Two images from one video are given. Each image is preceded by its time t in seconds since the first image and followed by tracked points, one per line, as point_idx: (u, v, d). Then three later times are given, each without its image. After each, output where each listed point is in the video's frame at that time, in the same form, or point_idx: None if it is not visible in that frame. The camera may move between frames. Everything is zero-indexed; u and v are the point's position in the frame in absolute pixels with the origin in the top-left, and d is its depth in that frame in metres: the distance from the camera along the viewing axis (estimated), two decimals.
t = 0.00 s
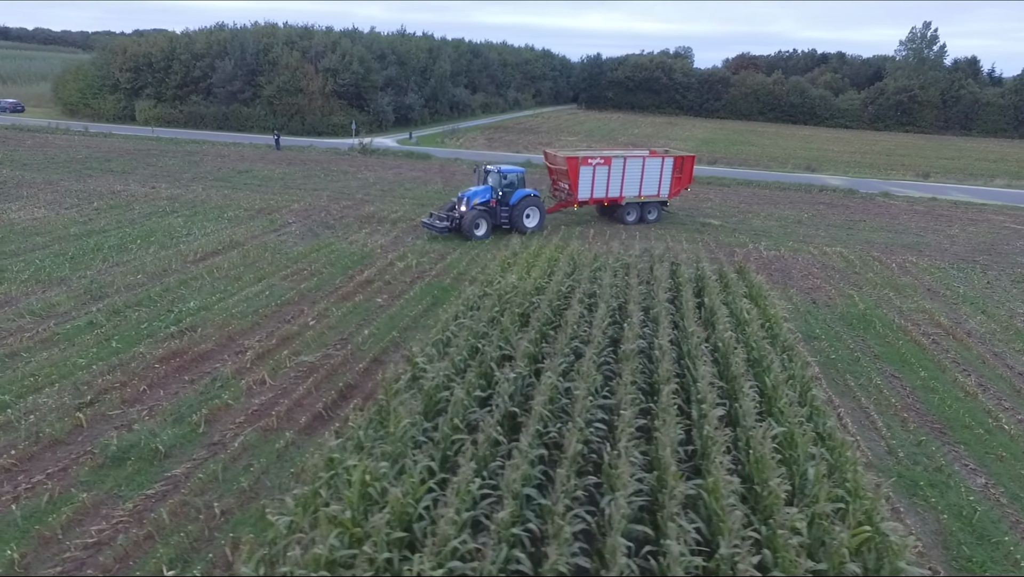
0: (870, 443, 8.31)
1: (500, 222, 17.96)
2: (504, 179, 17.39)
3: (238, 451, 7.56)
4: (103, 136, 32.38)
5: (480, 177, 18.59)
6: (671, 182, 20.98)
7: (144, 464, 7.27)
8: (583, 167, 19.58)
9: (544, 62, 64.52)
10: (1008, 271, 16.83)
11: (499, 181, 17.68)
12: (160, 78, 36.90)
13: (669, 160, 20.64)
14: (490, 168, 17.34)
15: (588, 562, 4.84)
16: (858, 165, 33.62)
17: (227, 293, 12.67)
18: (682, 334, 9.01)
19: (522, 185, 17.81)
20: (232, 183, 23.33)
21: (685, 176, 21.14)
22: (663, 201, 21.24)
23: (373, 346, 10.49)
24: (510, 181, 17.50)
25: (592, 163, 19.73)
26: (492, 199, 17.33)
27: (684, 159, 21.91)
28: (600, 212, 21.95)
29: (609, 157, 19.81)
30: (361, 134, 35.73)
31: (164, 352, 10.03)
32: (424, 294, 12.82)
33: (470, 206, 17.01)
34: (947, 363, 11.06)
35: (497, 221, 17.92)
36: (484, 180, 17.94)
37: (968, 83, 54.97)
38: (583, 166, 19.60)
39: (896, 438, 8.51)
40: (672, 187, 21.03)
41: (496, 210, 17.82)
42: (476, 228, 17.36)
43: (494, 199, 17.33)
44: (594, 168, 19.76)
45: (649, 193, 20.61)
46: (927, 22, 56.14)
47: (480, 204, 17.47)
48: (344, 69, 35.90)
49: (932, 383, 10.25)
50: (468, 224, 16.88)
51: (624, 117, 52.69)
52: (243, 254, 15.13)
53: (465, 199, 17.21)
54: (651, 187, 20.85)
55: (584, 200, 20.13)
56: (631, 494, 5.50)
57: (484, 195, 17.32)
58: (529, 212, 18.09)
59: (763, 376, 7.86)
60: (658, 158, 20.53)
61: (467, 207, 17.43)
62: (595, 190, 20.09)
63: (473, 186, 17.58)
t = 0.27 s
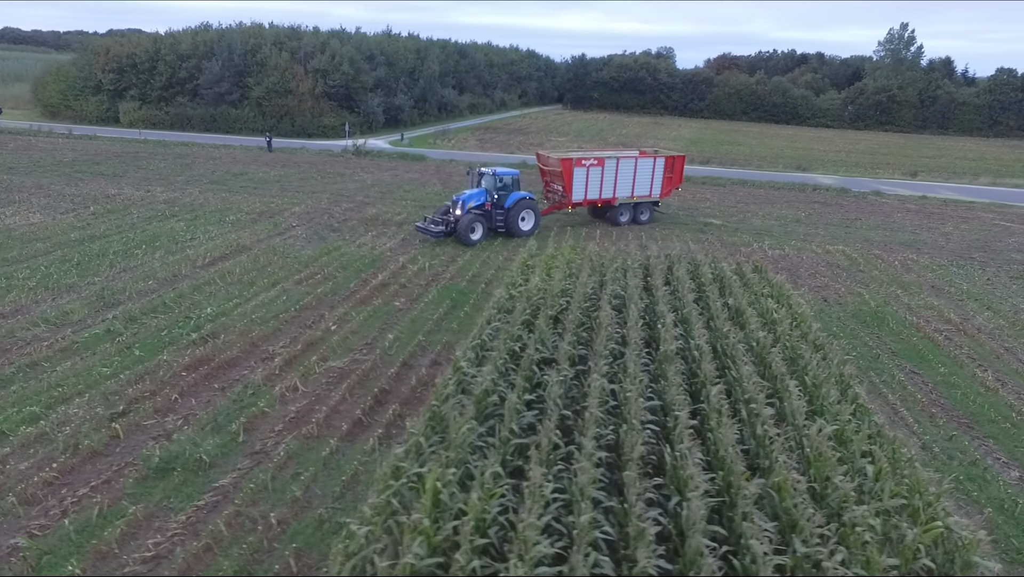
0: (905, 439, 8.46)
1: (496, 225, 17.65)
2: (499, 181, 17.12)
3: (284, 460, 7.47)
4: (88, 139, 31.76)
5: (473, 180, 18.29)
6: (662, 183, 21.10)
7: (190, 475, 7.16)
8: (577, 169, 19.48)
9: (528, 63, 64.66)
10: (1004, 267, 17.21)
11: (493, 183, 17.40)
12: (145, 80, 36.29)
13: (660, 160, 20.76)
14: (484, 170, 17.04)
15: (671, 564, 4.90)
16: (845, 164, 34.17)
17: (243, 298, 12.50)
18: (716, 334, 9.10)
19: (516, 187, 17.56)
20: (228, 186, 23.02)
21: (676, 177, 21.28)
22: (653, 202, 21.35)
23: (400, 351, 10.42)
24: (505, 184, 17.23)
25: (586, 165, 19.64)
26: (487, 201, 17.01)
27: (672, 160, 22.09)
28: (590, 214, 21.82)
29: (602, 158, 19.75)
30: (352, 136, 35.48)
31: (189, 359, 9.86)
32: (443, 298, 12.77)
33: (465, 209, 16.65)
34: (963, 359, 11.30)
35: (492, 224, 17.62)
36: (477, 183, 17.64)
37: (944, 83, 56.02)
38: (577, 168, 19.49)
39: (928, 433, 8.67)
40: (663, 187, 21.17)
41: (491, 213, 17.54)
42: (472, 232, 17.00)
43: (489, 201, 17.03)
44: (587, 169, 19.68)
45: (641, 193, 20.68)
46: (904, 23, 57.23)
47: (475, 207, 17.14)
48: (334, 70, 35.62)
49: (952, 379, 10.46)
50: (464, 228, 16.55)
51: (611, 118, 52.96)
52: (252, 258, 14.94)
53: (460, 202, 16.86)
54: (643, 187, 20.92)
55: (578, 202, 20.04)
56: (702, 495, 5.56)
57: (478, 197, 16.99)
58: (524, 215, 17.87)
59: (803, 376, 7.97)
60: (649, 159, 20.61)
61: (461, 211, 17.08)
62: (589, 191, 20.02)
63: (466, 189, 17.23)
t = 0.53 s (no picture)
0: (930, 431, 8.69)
1: (487, 229, 17.46)
2: (490, 184, 16.95)
3: (329, 467, 7.41)
4: (67, 142, 31.01)
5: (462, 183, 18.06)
6: (649, 183, 21.31)
7: (236, 484, 7.07)
8: (567, 171, 19.55)
9: (508, 63, 64.74)
10: (993, 262, 17.74)
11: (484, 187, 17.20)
12: (122, 81, 35.54)
13: (647, 161, 20.98)
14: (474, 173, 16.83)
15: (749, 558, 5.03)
16: (826, 163, 34.86)
17: (255, 303, 12.34)
18: (744, 333, 9.27)
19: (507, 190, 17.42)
20: (219, 190, 22.66)
21: (662, 177, 21.53)
22: (640, 202, 21.54)
23: (425, 355, 10.41)
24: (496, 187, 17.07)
25: (575, 166, 19.74)
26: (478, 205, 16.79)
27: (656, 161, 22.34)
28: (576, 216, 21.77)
29: (590, 160, 19.87)
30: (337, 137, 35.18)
31: (212, 367, 9.71)
32: (457, 300, 12.77)
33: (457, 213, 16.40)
34: (970, 352, 11.64)
35: (483, 228, 17.42)
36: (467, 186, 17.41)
37: (914, 82, 57.33)
38: (567, 169, 19.57)
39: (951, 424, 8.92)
40: (650, 188, 21.38)
41: (482, 217, 17.34)
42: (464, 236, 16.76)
43: (480, 205, 16.82)
44: (577, 171, 19.78)
45: (629, 194, 20.85)
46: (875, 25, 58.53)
47: (466, 211, 16.90)
48: (318, 71, 35.29)
49: (963, 371, 10.77)
50: (458, 233, 16.29)
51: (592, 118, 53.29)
52: (258, 263, 14.75)
53: (451, 206, 16.59)
54: (630, 189, 21.09)
55: (567, 204, 20.11)
56: (766, 490, 5.70)
57: (469, 201, 16.76)
58: (515, 217, 17.75)
59: (835, 372, 8.17)
60: (636, 160, 20.82)
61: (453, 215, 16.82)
62: (578, 193, 20.10)
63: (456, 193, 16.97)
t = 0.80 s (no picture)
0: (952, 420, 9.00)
1: (480, 233, 17.14)
2: (482, 186, 16.65)
3: (378, 470, 7.42)
4: (46, 145, 30.26)
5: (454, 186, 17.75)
6: (635, 184, 21.46)
7: (288, 489, 7.05)
8: (556, 172, 19.54)
9: (488, 64, 64.77)
10: (981, 257, 18.31)
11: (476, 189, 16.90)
12: (100, 82, 34.77)
13: (634, 162, 21.14)
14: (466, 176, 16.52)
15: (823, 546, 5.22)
16: (808, 161, 35.56)
17: (271, 308, 12.23)
18: (771, 329, 9.49)
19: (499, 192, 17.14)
20: (212, 193, 22.34)
21: (648, 177, 21.71)
22: (627, 203, 21.68)
23: (451, 356, 10.44)
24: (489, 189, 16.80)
25: (564, 168, 19.75)
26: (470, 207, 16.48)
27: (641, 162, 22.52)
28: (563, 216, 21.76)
29: (579, 161, 19.91)
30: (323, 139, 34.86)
31: (239, 372, 9.61)
32: (473, 302, 12.81)
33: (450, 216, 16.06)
34: (974, 344, 12.03)
35: (477, 231, 17.11)
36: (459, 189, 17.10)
37: (885, 82, 58.67)
38: (557, 171, 19.56)
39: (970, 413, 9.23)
40: (636, 188, 21.54)
41: (475, 220, 17.02)
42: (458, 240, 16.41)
43: (473, 208, 16.51)
44: (566, 173, 19.79)
45: (617, 195, 20.97)
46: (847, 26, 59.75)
47: (459, 215, 16.57)
48: (303, 72, 34.93)
49: (971, 363, 11.13)
50: (451, 236, 15.92)
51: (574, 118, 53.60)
52: (266, 266, 14.61)
53: (444, 209, 16.25)
54: (618, 189, 21.20)
55: (557, 205, 20.09)
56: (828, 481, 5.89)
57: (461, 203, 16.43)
58: (508, 220, 17.37)
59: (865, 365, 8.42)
60: (623, 160, 20.96)
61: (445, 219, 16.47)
62: (568, 194, 20.11)
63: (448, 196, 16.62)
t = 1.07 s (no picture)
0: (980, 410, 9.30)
1: (483, 236, 16.91)
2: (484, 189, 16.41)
3: (436, 467, 7.51)
4: (40, 147, 29.86)
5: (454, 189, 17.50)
6: (632, 184, 21.52)
7: (350, 488, 7.12)
8: (557, 174, 19.48)
9: (478, 64, 64.84)
10: (982, 254, 18.74)
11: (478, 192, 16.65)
12: (93, 84, 34.34)
13: (631, 163, 21.20)
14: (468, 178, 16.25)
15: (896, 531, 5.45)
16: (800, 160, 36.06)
17: (298, 309, 12.25)
18: (804, 325, 9.71)
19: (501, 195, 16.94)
20: (217, 195, 22.20)
21: (645, 178, 21.79)
22: (624, 203, 21.73)
23: (486, 356, 10.54)
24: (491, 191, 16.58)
25: (564, 169, 19.70)
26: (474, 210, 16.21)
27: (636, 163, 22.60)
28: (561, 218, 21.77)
29: (578, 163, 19.88)
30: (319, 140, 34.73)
31: (279, 374, 9.63)
32: (498, 302, 12.92)
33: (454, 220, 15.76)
34: (987, 338, 12.37)
35: (480, 235, 16.86)
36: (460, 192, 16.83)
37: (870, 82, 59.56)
38: (557, 172, 19.50)
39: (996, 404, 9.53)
40: (633, 189, 21.60)
41: (478, 223, 16.78)
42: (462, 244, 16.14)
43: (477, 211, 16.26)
44: (566, 174, 19.75)
45: (615, 196, 21.00)
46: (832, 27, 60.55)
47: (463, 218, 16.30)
48: (299, 73, 34.74)
49: (988, 356, 11.45)
50: (456, 241, 15.65)
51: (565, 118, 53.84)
52: (285, 268, 14.60)
53: (447, 213, 15.94)
54: (616, 190, 21.23)
55: (557, 207, 20.01)
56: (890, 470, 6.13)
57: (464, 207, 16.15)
58: (510, 222, 17.23)
59: (900, 359, 8.68)
60: (621, 161, 21.00)
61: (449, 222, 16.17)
62: (568, 196, 20.06)
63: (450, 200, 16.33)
